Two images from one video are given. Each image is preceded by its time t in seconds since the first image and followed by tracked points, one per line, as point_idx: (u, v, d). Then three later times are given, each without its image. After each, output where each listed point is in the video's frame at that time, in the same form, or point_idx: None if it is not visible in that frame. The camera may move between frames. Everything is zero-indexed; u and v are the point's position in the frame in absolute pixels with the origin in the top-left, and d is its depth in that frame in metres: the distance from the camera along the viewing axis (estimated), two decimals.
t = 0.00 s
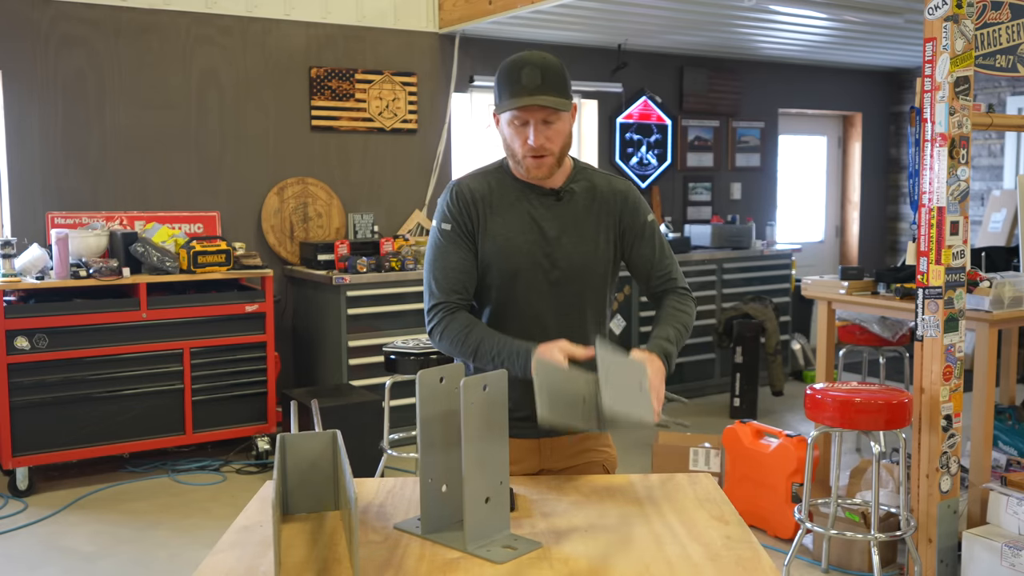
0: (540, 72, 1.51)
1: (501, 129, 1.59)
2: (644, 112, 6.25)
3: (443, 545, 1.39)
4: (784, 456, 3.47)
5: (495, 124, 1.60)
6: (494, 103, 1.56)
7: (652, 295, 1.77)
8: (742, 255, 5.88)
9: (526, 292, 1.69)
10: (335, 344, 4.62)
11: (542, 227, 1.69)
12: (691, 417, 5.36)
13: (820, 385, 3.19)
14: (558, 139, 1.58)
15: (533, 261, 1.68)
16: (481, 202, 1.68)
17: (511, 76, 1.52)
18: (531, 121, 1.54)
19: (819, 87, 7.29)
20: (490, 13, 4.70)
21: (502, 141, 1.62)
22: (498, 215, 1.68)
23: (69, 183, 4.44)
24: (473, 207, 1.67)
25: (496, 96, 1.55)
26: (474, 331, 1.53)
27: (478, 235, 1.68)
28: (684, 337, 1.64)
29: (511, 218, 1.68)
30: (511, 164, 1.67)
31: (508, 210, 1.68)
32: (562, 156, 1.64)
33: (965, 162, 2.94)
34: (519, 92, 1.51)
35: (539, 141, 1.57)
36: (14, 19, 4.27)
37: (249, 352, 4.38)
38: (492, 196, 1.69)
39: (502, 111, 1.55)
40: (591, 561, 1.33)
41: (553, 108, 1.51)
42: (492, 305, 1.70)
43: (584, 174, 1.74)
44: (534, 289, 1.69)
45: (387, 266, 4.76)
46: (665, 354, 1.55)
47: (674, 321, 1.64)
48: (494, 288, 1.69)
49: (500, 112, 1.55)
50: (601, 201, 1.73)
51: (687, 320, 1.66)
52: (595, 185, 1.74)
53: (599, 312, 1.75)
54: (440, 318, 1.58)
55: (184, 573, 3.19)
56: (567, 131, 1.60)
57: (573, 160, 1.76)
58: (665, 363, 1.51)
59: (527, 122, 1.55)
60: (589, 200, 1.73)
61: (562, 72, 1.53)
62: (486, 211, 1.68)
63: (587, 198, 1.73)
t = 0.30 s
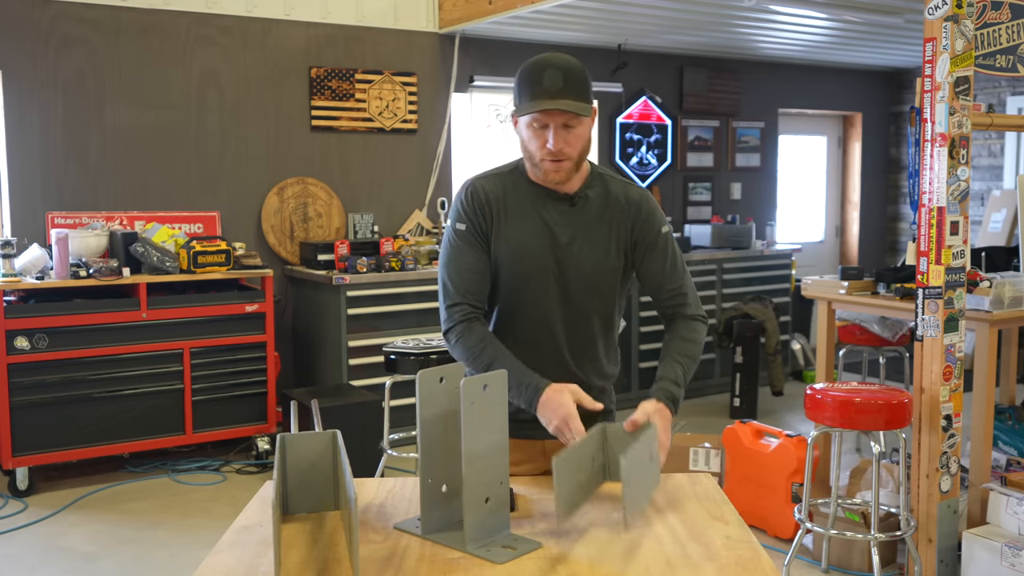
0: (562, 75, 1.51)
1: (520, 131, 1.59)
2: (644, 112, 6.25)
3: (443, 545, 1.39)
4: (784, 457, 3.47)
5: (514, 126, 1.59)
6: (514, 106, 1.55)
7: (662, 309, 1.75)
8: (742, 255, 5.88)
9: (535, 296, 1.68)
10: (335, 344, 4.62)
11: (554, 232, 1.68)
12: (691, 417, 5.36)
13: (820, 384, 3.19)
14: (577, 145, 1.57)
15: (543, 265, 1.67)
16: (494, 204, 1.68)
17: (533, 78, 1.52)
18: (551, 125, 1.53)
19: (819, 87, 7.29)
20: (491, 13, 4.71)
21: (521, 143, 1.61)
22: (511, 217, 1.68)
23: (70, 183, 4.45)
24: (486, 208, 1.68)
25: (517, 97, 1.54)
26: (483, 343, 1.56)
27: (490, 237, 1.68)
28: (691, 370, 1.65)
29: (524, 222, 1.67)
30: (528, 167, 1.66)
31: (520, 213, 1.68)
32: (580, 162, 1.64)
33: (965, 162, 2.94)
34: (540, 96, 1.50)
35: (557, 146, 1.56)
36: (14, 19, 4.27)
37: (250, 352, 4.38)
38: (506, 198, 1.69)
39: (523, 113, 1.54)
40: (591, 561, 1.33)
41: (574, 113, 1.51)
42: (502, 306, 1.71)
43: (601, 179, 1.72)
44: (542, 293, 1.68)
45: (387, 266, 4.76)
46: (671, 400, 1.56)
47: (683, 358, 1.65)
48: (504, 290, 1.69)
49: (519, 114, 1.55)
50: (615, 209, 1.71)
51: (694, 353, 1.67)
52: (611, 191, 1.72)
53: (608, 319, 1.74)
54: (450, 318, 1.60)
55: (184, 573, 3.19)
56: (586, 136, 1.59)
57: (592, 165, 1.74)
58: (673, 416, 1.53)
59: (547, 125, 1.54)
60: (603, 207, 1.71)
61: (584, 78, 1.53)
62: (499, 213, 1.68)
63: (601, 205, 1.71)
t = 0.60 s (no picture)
0: (587, 78, 1.52)
1: (539, 130, 1.60)
2: (644, 113, 6.25)
3: (443, 545, 1.39)
4: (784, 456, 3.47)
5: (534, 125, 1.61)
6: (534, 104, 1.57)
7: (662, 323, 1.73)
8: (742, 255, 5.88)
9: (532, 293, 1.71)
10: (335, 344, 4.62)
11: (557, 233, 1.71)
12: (691, 417, 5.36)
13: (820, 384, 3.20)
14: (594, 149, 1.59)
15: (542, 265, 1.71)
16: (501, 199, 1.72)
17: (557, 77, 1.53)
18: (571, 126, 1.55)
19: (819, 87, 7.29)
20: (491, 13, 4.71)
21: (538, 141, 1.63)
22: (516, 213, 1.72)
23: (70, 183, 4.45)
24: (492, 203, 1.72)
25: (538, 95, 1.56)
26: (469, 308, 1.56)
27: (494, 232, 1.72)
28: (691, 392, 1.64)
29: (527, 220, 1.71)
30: (543, 165, 1.68)
31: (525, 208, 1.72)
32: (595, 168, 1.65)
33: (965, 163, 2.95)
34: (563, 95, 1.52)
35: (575, 148, 1.57)
36: (14, 19, 4.27)
37: (250, 352, 4.39)
38: (514, 193, 1.72)
39: (543, 111, 1.56)
40: (591, 562, 1.34)
41: (595, 118, 1.52)
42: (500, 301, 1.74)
43: (613, 187, 1.74)
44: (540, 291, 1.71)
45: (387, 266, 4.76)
46: (673, 426, 1.57)
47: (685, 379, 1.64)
48: (503, 286, 1.73)
49: (540, 112, 1.56)
50: (622, 218, 1.73)
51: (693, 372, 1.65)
52: (622, 201, 1.74)
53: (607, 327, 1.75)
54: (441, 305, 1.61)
55: (184, 573, 3.20)
56: (604, 142, 1.61)
57: (606, 172, 1.76)
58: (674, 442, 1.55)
59: (566, 126, 1.55)
60: (611, 214, 1.73)
61: (608, 83, 1.55)
62: (504, 209, 1.72)
63: (609, 212, 1.73)
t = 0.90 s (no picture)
0: (581, 83, 1.53)
1: (535, 134, 1.61)
2: (644, 113, 6.25)
3: (443, 545, 1.39)
4: (784, 456, 3.47)
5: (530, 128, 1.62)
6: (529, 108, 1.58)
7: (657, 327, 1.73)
8: (742, 255, 5.88)
9: (525, 294, 1.72)
10: (335, 343, 4.62)
11: (552, 233, 1.71)
12: (691, 417, 5.36)
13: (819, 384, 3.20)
14: (589, 153, 1.59)
15: (536, 265, 1.71)
16: (496, 197, 1.73)
17: (551, 83, 1.54)
18: (565, 131, 1.56)
19: (819, 88, 7.29)
20: (491, 13, 4.71)
21: (533, 144, 1.63)
22: (510, 211, 1.73)
23: (70, 183, 4.45)
24: (487, 202, 1.73)
25: (533, 99, 1.57)
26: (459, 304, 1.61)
27: (488, 231, 1.73)
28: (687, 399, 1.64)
29: (521, 219, 1.72)
30: (539, 166, 1.69)
31: (519, 208, 1.72)
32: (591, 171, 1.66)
33: (965, 162, 2.95)
34: (557, 102, 1.53)
35: (569, 152, 1.58)
36: (14, 19, 4.27)
37: (250, 352, 4.39)
38: (508, 192, 1.73)
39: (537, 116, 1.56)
40: (590, 563, 1.34)
41: (588, 124, 1.53)
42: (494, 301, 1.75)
43: (609, 189, 1.75)
44: (533, 292, 1.71)
45: (387, 266, 4.75)
46: (671, 435, 1.55)
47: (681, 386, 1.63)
48: (496, 285, 1.74)
49: (534, 117, 1.57)
50: (618, 219, 1.73)
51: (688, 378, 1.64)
52: (618, 202, 1.74)
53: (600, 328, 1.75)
54: (433, 302, 1.65)
55: (184, 573, 3.20)
56: (599, 146, 1.62)
57: (603, 172, 1.77)
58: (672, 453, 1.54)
59: (560, 130, 1.56)
60: (607, 216, 1.73)
61: (603, 88, 1.55)
62: (498, 208, 1.73)
63: (605, 214, 1.73)
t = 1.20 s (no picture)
0: (554, 84, 1.55)
1: (514, 135, 1.64)
2: (644, 113, 6.25)
3: (443, 545, 1.39)
4: (784, 456, 3.47)
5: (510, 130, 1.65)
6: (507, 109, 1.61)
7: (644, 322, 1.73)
8: (742, 255, 5.88)
9: (511, 291, 1.72)
10: (335, 343, 4.62)
11: (536, 230, 1.72)
12: (691, 417, 5.36)
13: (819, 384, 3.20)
14: (566, 153, 1.62)
15: (522, 262, 1.71)
16: (480, 196, 1.75)
17: (526, 84, 1.57)
18: (540, 131, 1.58)
19: (819, 87, 7.29)
20: (491, 13, 4.71)
21: (514, 145, 1.67)
22: (494, 209, 1.74)
23: (70, 183, 4.45)
24: (472, 202, 1.75)
25: (510, 101, 1.60)
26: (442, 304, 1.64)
27: (473, 229, 1.75)
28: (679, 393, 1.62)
29: (505, 217, 1.73)
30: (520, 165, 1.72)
31: (503, 206, 1.73)
32: (571, 170, 1.69)
33: (965, 163, 2.95)
34: (531, 103, 1.55)
35: (546, 152, 1.61)
36: (13, 19, 4.27)
37: (250, 352, 4.39)
38: (493, 190, 1.75)
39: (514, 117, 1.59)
40: (590, 563, 1.34)
41: (561, 124, 1.55)
42: (482, 300, 1.76)
43: (594, 185, 1.75)
44: (519, 288, 1.72)
45: (387, 266, 4.75)
46: (670, 430, 1.54)
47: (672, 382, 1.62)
48: (482, 284, 1.74)
49: (511, 118, 1.60)
50: (602, 214, 1.73)
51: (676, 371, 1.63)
52: (602, 198, 1.74)
53: (586, 325, 1.75)
54: (419, 300, 1.68)
55: (184, 573, 3.20)
56: (576, 144, 1.64)
57: (588, 169, 1.78)
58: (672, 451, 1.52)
59: (536, 131, 1.59)
60: (591, 211, 1.73)
61: (577, 87, 1.57)
62: (483, 207, 1.74)
63: (589, 210, 1.73)
